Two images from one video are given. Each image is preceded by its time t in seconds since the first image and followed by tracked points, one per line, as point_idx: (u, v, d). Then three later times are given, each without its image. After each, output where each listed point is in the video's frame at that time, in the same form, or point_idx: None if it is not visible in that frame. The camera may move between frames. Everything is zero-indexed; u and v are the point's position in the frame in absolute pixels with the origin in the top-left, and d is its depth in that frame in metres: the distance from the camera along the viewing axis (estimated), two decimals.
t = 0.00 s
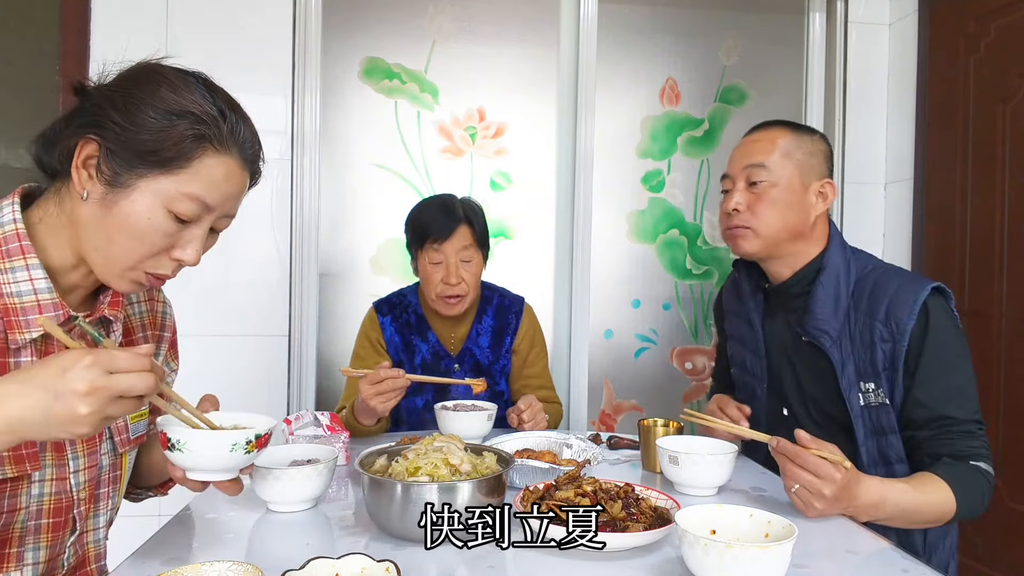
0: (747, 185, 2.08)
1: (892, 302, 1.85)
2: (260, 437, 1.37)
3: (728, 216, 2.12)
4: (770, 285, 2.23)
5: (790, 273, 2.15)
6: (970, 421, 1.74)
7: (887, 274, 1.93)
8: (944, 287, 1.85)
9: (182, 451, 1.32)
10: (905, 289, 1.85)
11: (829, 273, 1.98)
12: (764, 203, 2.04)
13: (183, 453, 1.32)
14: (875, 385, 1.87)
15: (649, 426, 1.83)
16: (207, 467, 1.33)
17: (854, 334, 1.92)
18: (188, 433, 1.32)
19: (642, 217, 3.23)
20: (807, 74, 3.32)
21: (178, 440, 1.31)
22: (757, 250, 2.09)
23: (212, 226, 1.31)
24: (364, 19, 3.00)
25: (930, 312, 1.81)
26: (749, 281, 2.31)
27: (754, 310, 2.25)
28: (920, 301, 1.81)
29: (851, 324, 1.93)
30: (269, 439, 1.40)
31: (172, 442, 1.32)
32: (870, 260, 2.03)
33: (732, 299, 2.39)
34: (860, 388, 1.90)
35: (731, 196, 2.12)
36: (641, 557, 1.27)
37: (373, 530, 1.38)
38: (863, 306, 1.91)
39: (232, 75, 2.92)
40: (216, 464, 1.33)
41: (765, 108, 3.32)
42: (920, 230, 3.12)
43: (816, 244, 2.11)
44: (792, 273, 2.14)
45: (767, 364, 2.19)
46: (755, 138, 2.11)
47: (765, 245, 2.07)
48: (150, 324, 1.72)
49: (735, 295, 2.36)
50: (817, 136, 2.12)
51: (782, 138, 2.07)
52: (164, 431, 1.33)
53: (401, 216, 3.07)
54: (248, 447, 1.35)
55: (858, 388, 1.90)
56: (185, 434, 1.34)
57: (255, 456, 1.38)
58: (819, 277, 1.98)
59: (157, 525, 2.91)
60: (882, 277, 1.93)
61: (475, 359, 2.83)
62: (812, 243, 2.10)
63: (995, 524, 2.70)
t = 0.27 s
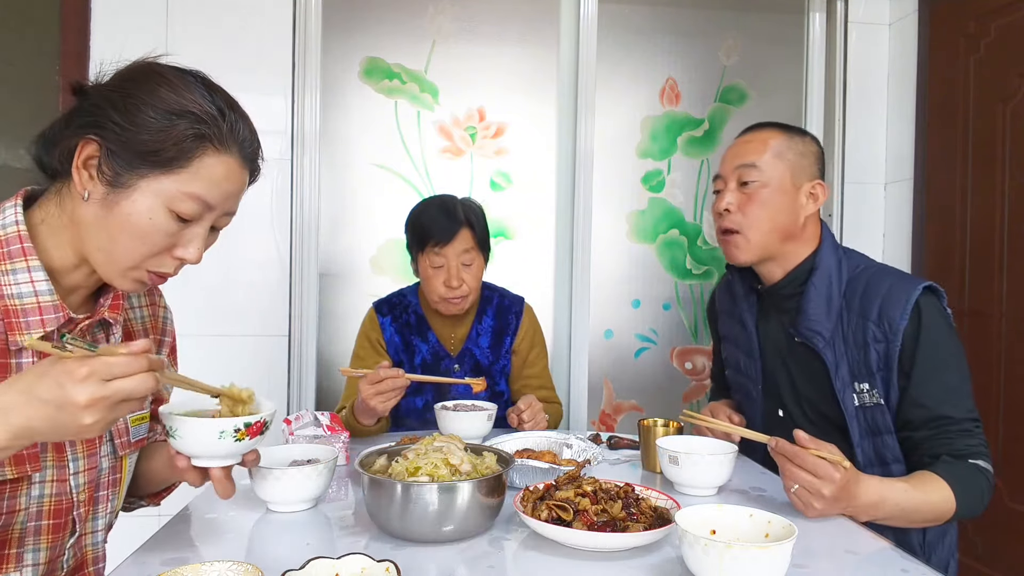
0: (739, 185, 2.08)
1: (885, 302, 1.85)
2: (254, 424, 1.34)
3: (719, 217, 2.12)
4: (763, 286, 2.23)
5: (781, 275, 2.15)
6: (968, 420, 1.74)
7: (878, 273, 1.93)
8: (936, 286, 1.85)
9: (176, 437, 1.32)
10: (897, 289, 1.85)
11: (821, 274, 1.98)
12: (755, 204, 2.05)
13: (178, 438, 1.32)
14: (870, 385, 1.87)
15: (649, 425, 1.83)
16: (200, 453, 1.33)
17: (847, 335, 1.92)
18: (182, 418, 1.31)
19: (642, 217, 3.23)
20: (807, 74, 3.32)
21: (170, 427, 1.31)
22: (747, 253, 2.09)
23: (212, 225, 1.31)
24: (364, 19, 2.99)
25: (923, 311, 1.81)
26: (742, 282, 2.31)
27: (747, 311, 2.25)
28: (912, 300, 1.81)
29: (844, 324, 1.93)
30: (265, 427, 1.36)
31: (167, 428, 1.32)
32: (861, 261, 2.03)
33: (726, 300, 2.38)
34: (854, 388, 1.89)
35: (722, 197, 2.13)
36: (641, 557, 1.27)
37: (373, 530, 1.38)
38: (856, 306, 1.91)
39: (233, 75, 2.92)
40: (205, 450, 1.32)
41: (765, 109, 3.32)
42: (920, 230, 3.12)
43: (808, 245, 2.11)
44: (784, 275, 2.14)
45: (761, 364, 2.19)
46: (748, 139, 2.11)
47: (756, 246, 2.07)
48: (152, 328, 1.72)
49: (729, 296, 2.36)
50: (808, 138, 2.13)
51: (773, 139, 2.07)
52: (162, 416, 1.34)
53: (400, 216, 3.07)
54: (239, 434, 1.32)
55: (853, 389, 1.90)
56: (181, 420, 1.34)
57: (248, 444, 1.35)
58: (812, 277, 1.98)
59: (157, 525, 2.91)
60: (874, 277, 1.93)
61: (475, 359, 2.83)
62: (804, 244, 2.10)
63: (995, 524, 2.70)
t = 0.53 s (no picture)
0: (735, 185, 2.08)
1: (880, 303, 1.85)
2: (248, 416, 1.34)
3: (716, 216, 2.12)
4: (759, 287, 2.23)
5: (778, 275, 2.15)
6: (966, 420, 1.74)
7: (875, 273, 1.93)
8: (932, 286, 1.85)
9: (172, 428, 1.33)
10: (893, 289, 1.85)
11: (817, 275, 1.98)
12: (752, 204, 2.04)
13: (174, 430, 1.33)
14: (866, 386, 1.87)
15: (649, 425, 1.83)
16: (195, 445, 1.33)
17: (843, 335, 1.92)
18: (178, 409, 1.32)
19: (642, 217, 3.23)
20: (807, 74, 3.32)
21: (166, 419, 1.32)
22: (743, 253, 2.09)
23: (212, 222, 1.30)
24: (364, 19, 2.99)
25: (918, 311, 1.81)
26: (739, 283, 2.31)
27: (744, 311, 2.25)
28: (907, 301, 1.81)
29: (840, 324, 1.93)
30: (260, 419, 1.37)
31: (163, 419, 1.33)
32: (856, 261, 2.03)
33: (722, 301, 2.39)
34: (851, 389, 1.90)
35: (719, 197, 2.13)
36: (641, 557, 1.27)
37: (373, 530, 1.38)
38: (852, 306, 1.91)
39: (233, 74, 2.92)
40: (200, 442, 1.32)
41: (766, 109, 3.32)
42: (920, 230, 3.12)
43: (804, 245, 2.11)
44: (779, 275, 2.14)
45: (759, 365, 2.18)
46: (746, 139, 2.11)
47: (751, 246, 2.06)
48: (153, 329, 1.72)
49: (726, 297, 2.36)
50: (804, 138, 2.13)
51: (770, 139, 2.08)
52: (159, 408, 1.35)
53: (400, 216, 3.07)
54: (234, 426, 1.32)
55: (849, 390, 1.90)
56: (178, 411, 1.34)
57: (244, 435, 1.35)
58: (807, 278, 1.99)
59: (157, 524, 2.91)
60: (870, 277, 1.93)
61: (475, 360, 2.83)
62: (801, 244, 2.10)
63: (995, 524, 2.69)
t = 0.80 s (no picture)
0: (737, 185, 2.08)
1: (880, 302, 1.85)
2: (249, 405, 1.38)
3: (718, 215, 2.12)
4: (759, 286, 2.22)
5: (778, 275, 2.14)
6: (967, 420, 1.74)
7: (875, 272, 1.93)
8: (933, 286, 1.85)
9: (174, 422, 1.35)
10: (893, 289, 1.85)
11: (817, 274, 1.98)
12: (753, 203, 2.05)
13: (176, 423, 1.35)
14: (866, 385, 1.87)
15: (649, 425, 1.83)
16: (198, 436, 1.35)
17: (843, 335, 1.93)
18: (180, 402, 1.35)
19: (642, 217, 3.23)
20: (807, 74, 3.32)
21: (168, 413, 1.35)
22: (747, 254, 2.09)
23: (216, 213, 1.32)
24: (364, 19, 2.99)
25: (919, 311, 1.81)
26: (739, 282, 2.30)
27: (744, 311, 2.25)
28: (908, 301, 1.81)
29: (840, 324, 1.93)
30: (262, 408, 1.41)
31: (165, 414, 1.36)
32: (857, 260, 2.02)
33: (722, 301, 2.39)
34: (851, 388, 1.90)
35: (721, 196, 2.13)
36: (641, 557, 1.27)
37: (374, 530, 1.38)
38: (852, 306, 1.91)
39: (233, 74, 2.92)
40: (204, 433, 1.35)
41: (766, 109, 3.31)
42: (920, 229, 3.12)
43: (804, 245, 2.10)
44: (779, 275, 2.14)
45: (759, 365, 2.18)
46: (747, 138, 2.11)
47: (754, 245, 2.06)
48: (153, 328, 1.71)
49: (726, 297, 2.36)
50: (806, 138, 2.13)
51: (772, 138, 2.08)
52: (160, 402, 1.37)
53: (401, 216, 3.07)
54: (236, 415, 1.36)
55: (849, 389, 1.90)
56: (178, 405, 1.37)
57: (246, 425, 1.39)
58: (808, 278, 1.99)
59: (157, 524, 2.91)
60: (870, 276, 1.93)
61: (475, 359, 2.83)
62: (801, 243, 2.10)
63: (996, 524, 2.70)
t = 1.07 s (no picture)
0: (738, 184, 2.08)
1: (881, 302, 1.85)
2: (264, 409, 1.39)
3: (718, 215, 2.12)
4: (760, 286, 2.22)
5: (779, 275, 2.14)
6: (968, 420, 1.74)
7: (876, 273, 1.93)
8: (933, 286, 1.85)
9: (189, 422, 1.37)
10: (894, 289, 1.85)
11: (818, 274, 1.99)
12: (754, 203, 2.05)
13: (191, 423, 1.36)
14: (867, 386, 1.87)
15: (649, 425, 1.83)
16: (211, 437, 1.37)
17: (844, 335, 1.92)
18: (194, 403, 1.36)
19: (642, 217, 3.23)
20: (807, 73, 3.32)
21: (183, 413, 1.36)
22: (749, 255, 2.09)
23: (222, 213, 1.32)
24: (364, 18, 2.99)
25: (919, 311, 1.81)
26: (739, 282, 2.30)
27: (744, 311, 2.25)
28: (908, 301, 1.81)
29: (841, 324, 1.93)
30: (275, 412, 1.42)
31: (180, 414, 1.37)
32: (857, 260, 2.02)
33: (722, 300, 2.39)
34: (851, 388, 1.90)
35: (722, 196, 2.13)
36: (641, 557, 1.27)
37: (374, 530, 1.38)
38: (852, 306, 1.91)
39: (233, 74, 2.92)
40: (217, 434, 1.36)
41: (766, 109, 3.31)
42: (920, 229, 3.12)
43: (805, 245, 2.10)
44: (780, 275, 2.14)
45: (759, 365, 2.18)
46: (749, 138, 2.11)
47: (754, 245, 2.06)
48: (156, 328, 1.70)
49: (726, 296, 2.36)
50: (809, 139, 2.13)
51: (773, 138, 2.08)
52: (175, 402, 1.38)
53: (400, 216, 3.07)
54: (250, 418, 1.37)
55: (849, 389, 1.91)
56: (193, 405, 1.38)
57: (259, 428, 1.40)
58: (808, 277, 2.00)
59: (157, 524, 2.91)
60: (871, 276, 1.93)
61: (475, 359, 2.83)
62: (802, 244, 2.10)
63: (996, 524, 2.69)
